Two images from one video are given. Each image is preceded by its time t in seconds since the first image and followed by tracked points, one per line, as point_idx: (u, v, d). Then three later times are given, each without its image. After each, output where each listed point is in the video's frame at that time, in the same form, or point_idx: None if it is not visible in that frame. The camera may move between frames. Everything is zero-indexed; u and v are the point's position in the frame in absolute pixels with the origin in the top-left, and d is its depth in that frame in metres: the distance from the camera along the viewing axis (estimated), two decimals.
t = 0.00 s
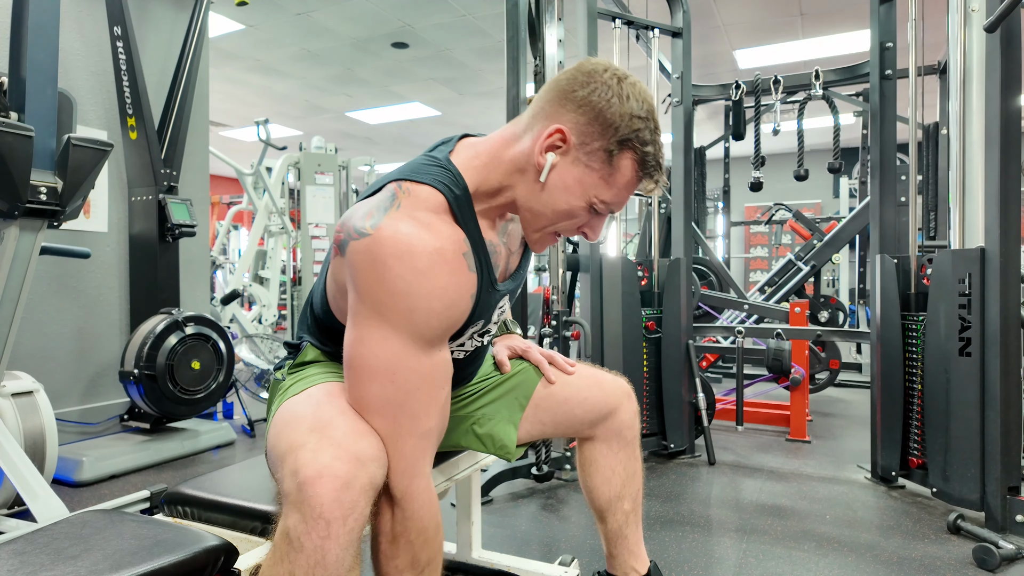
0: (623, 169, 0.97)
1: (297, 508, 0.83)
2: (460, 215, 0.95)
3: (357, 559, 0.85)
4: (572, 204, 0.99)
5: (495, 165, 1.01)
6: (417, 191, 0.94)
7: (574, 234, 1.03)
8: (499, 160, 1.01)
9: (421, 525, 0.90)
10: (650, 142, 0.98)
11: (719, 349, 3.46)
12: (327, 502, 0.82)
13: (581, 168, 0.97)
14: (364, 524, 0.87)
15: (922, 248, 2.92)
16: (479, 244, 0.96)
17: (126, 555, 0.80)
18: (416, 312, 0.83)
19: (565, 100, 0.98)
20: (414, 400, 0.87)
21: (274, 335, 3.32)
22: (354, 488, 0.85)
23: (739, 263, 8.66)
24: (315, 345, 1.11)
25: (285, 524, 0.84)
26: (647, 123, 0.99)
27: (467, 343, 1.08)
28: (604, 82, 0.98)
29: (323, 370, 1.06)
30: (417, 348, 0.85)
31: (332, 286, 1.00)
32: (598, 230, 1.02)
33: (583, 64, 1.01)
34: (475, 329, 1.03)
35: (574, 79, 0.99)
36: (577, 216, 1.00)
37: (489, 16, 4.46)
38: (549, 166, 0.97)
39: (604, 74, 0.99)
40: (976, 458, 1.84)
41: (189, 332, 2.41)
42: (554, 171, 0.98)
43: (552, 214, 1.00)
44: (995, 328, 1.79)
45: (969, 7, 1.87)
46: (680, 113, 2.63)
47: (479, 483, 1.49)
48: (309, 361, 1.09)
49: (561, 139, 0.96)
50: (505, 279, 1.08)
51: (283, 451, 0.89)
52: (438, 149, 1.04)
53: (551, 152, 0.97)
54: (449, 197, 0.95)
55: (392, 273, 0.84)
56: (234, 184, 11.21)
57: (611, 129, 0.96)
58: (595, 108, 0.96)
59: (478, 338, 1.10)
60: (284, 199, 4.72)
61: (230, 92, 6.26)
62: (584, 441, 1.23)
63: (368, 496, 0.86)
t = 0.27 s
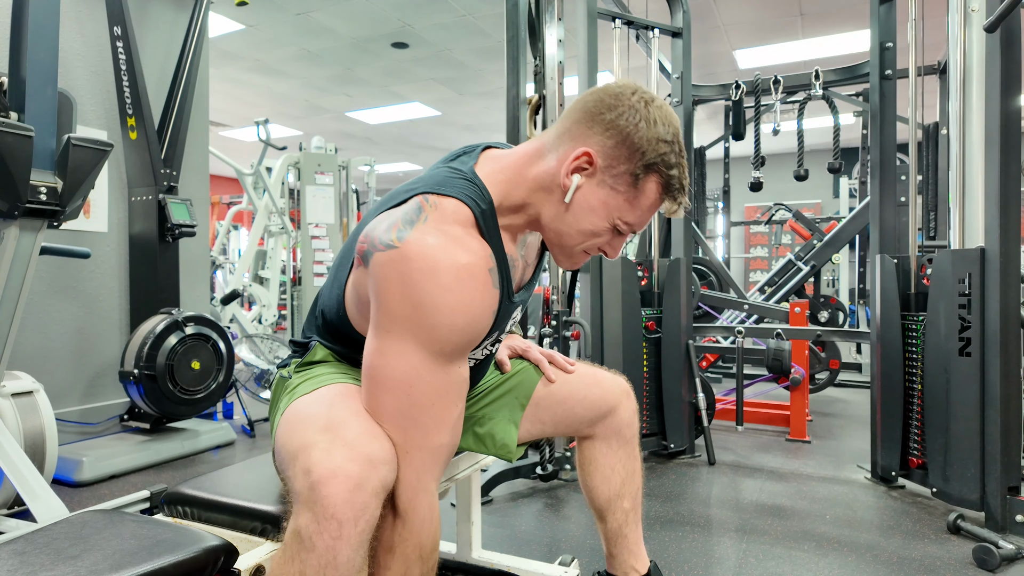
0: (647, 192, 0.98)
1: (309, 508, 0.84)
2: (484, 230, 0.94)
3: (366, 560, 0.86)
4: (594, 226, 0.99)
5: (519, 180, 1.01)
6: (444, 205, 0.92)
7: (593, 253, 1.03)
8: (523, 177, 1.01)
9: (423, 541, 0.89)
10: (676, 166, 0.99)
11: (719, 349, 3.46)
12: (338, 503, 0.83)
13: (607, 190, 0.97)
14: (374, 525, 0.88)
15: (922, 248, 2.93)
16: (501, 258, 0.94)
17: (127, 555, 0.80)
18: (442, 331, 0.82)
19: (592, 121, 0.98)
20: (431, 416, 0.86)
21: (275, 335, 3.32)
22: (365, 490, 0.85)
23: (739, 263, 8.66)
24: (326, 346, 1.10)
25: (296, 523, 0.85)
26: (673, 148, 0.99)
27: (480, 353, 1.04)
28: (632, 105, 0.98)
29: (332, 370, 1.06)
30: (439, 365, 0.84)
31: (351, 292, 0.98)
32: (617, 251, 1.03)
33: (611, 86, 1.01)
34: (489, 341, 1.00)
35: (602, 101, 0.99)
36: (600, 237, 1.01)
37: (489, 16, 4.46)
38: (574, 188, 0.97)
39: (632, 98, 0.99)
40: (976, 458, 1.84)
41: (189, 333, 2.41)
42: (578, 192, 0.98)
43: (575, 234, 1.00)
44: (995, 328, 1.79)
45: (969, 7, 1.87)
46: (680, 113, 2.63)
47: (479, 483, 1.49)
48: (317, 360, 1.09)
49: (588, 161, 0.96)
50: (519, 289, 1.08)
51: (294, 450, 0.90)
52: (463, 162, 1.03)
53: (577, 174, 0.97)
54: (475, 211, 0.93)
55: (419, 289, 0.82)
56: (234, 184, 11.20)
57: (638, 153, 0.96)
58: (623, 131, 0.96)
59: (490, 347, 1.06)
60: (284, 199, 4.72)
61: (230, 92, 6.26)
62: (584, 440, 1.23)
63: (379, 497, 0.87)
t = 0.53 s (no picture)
0: (644, 184, 0.99)
1: (305, 509, 0.83)
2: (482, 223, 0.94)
3: (363, 561, 0.85)
4: (592, 219, 0.99)
5: (517, 174, 1.01)
6: (442, 200, 0.91)
7: (587, 246, 1.03)
8: (520, 170, 1.01)
9: (432, 529, 0.90)
10: (672, 158, 0.99)
11: (719, 349, 3.46)
12: (334, 504, 0.83)
13: (603, 183, 0.98)
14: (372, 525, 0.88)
15: (922, 248, 2.93)
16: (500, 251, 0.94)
17: (127, 555, 0.80)
18: (441, 324, 0.82)
19: (590, 114, 0.99)
20: (430, 409, 0.86)
21: (274, 335, 3.32)
22: (363, 491, 0.85)
23: (739, 263, 8.66)
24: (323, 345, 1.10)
25: (291, 525, 0.84)
26: (670, 140, 1.00)
27: (479, 350, 1.04)
28: (630, 98, 0.99)
29: (329, 369, 1.06)
30: (439, 358, 0.84)
31: (349, 289, 0.98)
32: (614, 244, 1.04)
33: (607, 79, 1.01)
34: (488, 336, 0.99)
35: (599, 94, 0.99)
36: (596, 229, 1.00)
37: (489, 16, 4.46)
38: (571, 180, 0.98)
39: (628, 91, 0.99)
40: (976, 458, 1.84)
41: (189, 333, 2.41)
42: (575, 184, 0.98)
43: (571, 227, 1.00)
44: (995, 328, 1.79)
45: (969, 7, 1.87)
46: (680, 113, 2.63)
47: (479, 483, 1.49)
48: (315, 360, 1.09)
49: (585, 153, 0.97)
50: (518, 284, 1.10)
51: (291, 452, 0.89)
52: (457, 156, 1.04)
53: (574, 165, 0.97)
54: (473, 206, 0.93)
55: (418, 283, 0.82)
56: (234, 184, 11.20)
57: (635, 145, 0.97)
58: (620, 124, 0.97)
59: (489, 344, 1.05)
60: (284, 199, 4.72)
61: (230, 92, 6.26)
62: (585, 441, 1.23)
63: (377, 497, 0.87)
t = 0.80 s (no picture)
0: (592, 140, 0.96)
1: (297, 510, 0.83)
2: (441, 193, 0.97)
3: (358, 559, 0.84)
4: (544, 180, 0.97)
5: (468, 148, 1.02)
6: (390, 172, 0.97)
7: (552, 207, 1.01)
8: (471, 139, 1.02)
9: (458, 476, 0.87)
10: (618, 111, 0.98)
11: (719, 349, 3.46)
12: (326, 503, 0.82)
13: (550, 143, 0.96)
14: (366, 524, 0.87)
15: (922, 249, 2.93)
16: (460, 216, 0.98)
17: (127, 555, 0.80)
18: (404, 280, 0.84)
19: (529, 75, 0.98)
20: (416, 370, 0.86)
21: (274, 335, 3.31)
22: (355, 489, 0.85)
23: (739, 263, 8.67)
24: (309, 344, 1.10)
25: (284, 526, 0.83)
26: (614, 92, 0.98)
27: (461, 330, 1.09)
28: (566, 53, 0.98)
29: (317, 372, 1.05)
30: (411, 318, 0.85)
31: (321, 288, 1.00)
32: (574, 208, 1.01)
33: (545, 40, 1.01)
34: (465, 312, 1.03)
35: (536, 56, 0.99)
36: (552, 190, 0.98)
37: (489, 16, 4.46)
38: (517, 143, 0.97)
39: (565, 47, 0.99)
40: (976, 458, 1.84)
41: (189, 333, 2.41)
42: (523, 147, 0.97)
43: (526, 191, 0.99)
44: (995, 328, 1.79)
45: (969, 7, 1.87)
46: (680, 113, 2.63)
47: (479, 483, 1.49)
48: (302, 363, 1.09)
49: (528, 114, 0.96)
50: (492, 261, 1.11)
51: (283, 453, 0.89)
52: (410, 137, 1.07)
53: (519, 128, 0.96)
54: (423, 174, 0.98)
55: (373, 248, 0.85)
56: (234, 184, 11.20)
57: (576, 100, 0.95)
58: (560, 80, 0.96)
59: (470, 324, 1.10)
60: (283, 199, 4.72)
61: (230, 92, 6.26)
62: (585, 440, 1.24)
63: (369, 495, 0.87)
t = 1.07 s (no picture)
0: (581, 143, 0.96)
1: (295, 508, 0.82)
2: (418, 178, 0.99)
3: (355, 558, 0.84)
4: (537, 187, 0.98)
5: (455, 151, 1.03)
6: (367, 159, 0.99)
7: (548, 213, 1.01)
8: (456, 142, 1.03)
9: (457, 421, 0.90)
10: (605, 113, 0.97)
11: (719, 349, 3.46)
12: (324, 502, 0.82)
13: (540, 149, 0.96)
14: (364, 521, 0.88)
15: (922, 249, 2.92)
16: (440, 204, 0.99)
17: (127, 555, 0.80)
18: (380, 264, 0.86)
19: (513, 82, 0.98)
20: (401, 350, 0.87)
21: (274, 335, 3.31)
22: (352, 487, 0.85)
23: (739, 263, 8.67)
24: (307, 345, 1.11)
25: (281, 524, 0.83)
26: (600, 94, 0.98)
27: (453, 331, 1.10)
28: (549, 58, 0.97)
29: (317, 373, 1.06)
30: (391, 300, 0.87)
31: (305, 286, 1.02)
32: (569, 212, 1.01)
33: (526, 45, 1.00)
34: (456, 310, 1.05)
35: (518, 62, 0.98)
36: (546, 197, 0.99)
37: (489, 16, 4.46)
38: (507, 152, 0.97)
39: (548, 52, 0.98)
40: (976, 459, 1.84)
41: (188, 333, 2.41)
42: (513, 156, 0.98)
43: (519, 198, 0.99)
44: (995, 328, 1.79)
45: (969, 7, 1.87)
46: (680, 113, 2.63)
47: (479, 483, 1.49)
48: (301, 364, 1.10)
49: (515, 122, 0.96)
50: (483, 260, 1.11)
51: (280, 452, 0.89)
52: (395, 131, 1.09)
53: (507, 137, 0.97)
54: (401, 164, 0.99)
55: (351, 237, 0.87)
56: (234, 184, 11.20)
57: (563, 106, 0.95)
58: (545, 87, 0.96)
59: (463, 324, 1.11)
60: (283, 199, 4.72)
61: (230, 92, 6.25)
62: (584, 439, 1.23)
63: (366, 494, 0.87)
